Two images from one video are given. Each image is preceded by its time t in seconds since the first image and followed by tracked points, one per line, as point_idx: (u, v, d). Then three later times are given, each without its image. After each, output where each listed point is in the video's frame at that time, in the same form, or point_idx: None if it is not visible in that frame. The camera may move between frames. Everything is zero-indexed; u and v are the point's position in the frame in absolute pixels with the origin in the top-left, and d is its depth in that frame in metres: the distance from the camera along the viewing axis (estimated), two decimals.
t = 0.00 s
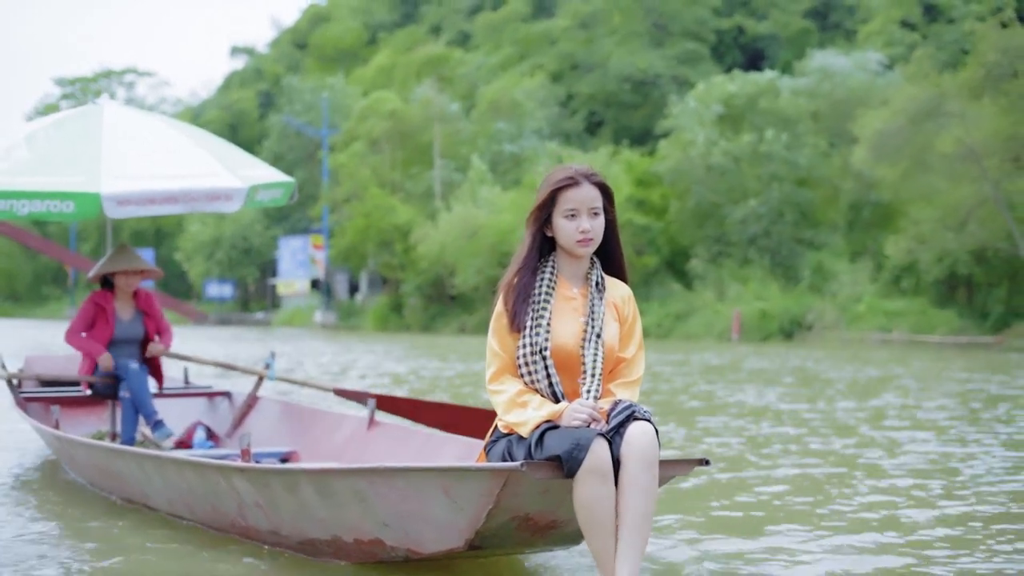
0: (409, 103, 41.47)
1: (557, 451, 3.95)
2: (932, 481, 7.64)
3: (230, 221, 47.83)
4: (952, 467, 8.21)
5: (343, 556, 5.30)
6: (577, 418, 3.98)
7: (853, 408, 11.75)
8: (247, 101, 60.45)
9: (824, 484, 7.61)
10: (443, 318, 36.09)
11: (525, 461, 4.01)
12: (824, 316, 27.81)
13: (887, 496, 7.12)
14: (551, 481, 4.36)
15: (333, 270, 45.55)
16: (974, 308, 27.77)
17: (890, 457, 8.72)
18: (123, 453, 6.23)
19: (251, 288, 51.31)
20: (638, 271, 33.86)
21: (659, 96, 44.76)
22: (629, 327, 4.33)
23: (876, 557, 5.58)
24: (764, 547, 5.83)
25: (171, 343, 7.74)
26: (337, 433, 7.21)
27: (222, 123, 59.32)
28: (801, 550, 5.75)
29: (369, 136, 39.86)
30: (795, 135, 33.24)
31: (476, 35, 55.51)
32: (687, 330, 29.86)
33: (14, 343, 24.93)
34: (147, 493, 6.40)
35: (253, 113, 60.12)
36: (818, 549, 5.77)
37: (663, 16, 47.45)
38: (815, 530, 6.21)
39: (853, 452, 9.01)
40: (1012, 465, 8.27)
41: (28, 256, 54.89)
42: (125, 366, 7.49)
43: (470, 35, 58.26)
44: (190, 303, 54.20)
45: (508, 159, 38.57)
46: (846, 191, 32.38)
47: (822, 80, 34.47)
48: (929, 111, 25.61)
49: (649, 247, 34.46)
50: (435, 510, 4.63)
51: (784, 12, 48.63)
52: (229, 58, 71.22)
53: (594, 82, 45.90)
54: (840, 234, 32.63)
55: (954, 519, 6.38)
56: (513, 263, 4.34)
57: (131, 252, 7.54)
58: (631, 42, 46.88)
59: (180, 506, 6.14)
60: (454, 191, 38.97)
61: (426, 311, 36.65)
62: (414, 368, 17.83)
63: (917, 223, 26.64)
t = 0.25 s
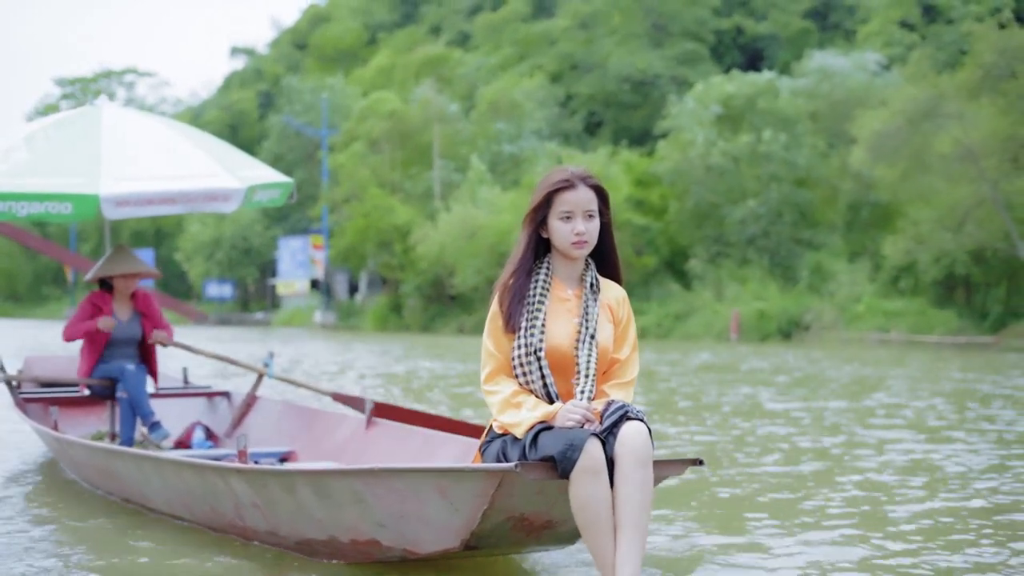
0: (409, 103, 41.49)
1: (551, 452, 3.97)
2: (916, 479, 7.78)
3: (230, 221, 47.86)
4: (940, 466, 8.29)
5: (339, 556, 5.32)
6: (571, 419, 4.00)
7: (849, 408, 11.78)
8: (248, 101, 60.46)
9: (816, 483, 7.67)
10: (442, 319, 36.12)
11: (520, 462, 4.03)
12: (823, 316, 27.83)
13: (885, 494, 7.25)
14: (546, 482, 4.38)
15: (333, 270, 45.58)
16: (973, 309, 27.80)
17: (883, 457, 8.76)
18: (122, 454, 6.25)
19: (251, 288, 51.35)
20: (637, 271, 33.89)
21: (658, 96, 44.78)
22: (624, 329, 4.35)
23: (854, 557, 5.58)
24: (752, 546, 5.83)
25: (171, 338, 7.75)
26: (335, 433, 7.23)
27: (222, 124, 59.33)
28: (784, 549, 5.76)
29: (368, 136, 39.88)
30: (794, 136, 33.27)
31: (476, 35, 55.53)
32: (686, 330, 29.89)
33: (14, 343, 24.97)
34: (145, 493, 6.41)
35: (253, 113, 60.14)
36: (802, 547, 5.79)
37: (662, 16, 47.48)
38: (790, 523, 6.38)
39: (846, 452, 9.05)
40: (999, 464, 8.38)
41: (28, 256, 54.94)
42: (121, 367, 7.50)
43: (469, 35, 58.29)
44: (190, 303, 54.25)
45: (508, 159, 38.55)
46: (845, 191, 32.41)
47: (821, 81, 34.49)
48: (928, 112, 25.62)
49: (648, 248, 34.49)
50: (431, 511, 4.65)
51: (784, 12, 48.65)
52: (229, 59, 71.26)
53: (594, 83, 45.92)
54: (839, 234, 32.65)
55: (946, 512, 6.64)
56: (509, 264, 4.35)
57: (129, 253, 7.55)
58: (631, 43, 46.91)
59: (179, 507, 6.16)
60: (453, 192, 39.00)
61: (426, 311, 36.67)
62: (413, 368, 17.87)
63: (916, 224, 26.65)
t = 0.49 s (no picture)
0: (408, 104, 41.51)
1: (545, 451, 4.00)
2: (907, 477, 7.80)
3: (230, 221, 47.89)
4: (931, 466, 8.27)
5: (336, 555, 5.33)
6: (564, 419, 4.03)
7: (846, 408, 11.80)
8: (248, 101, 60.50)
9: (804, 482, 7.69)
10: (441, 319, 36.14)
11: (514, 462, 4.06)
12: (821, 317, 27.86)
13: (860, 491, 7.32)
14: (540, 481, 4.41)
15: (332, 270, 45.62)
16: (971, 309, 27.83)
17: (875, 456, 8.77)
18: (120, 455, 6.26)
19: (251, 288, 51.40)
20: (636, 271, 33.90)
21: (657, 97, 44.81)
22: (617, 329, 4.38)
23: (822, 559, 5.50)
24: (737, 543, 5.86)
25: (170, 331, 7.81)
26: (334, 432, 7.25)
27: (222, 124, 59.36)
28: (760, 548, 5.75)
29: (367, 137, 39.90)
30: (793, 136, 33.29)
31: (475, 35, 55.55)
32: (684, 331, 29.92)
33: (14, 344, 25.01)
34: (143, 493, 6.43)
35: (253, 113, 60.17)
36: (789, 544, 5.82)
37: (661, 17, 47.51)
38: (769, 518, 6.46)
39: (842, 451, 9.05)
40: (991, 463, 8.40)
41: (28, 256, 54.99)
42: (120, 367, 7.53)
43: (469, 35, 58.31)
44: (190, 303, 54.30)
45: (507, 160, 38.58)
46: (844, 191, 32.44)
47: (820, 81, 34.51)
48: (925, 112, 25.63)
49: (646, 248, 34.51)
50: (427, 511, 4.67)
51: (783, 13, 48.66)
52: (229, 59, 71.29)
53: (593, 83, 45.95)
54: (838, 234, 32.66)
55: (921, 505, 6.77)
56: (503, 264, 4.37)
57: (126, 256, 7.55)
58: (630, 43, 46.92)
59: (177, 506, 6.17)
60: (452, 192, 39.03)
61: (425, 311, 36.70)
62: (412, 368, 17.94)
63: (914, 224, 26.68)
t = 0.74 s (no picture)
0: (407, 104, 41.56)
1: (539, 451, 4.03)
2: (901, 477, 7.83)
3: (230, 221, 47.93)
4: (923, 467, 8.29)
5: (333, 555, 5.35)
6: (558, 419, 4.05)
7: (842, 408, 11.81)
8: (248, 102, 60.54)
9: (794, 482, 7.70)
10: (440, 319, 36.17)
11: (508, 462, 4.09)
12: (819, 317, 27.90)
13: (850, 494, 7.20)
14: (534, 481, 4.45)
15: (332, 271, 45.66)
16: (970, 309, 27.86)
17: (870, 456, 8.78)
18: (118, 455, 6.28)
19: (251, 288, 51.45)
20: (635, 271, 33.94)
21: (656, 97, 44.85)
22: (611, 329, 4.40)
23: (812, 558, 5.56)
24: (720, 544, 5.88)
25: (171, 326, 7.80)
26: (333, 431, 7.28)
27: (222, 124, 59.40)
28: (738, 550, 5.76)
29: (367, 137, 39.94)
30: (791, 137, 33.34)
31: (475, 36, 55.57)
32: (683, 330, 29.95)
33: (14, 343, 25.05)
34: (141, 493, 6.46)
35: (253, 114, 60.21)
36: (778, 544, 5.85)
37: (661, 18, 47.57)
38: (753, 518, 6.49)
39: (838, 451, 9.06)
40: (987, 463, 8.41)
41: (28, 256, 55.04)
42: (118, 366, 7.53)
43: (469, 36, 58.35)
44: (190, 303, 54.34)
45: (507, 160, 38.61)
46: (842, 192, 32.48)
47: (818, 81, 34.55)
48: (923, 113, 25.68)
49: (645, 248, 34.54)
50: (422, 511, 4.70)
51: (782, 13, 48.70)
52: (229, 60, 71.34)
53: (592, 84, 45.99)
54: (836, 234, 32.69)
55: (909, 510, 6.69)
56: (497, 265, 4.40)
57: (124, 257, 7.54)
58: (629, 44, 46.97)
59: (175, 507, 6.19)
60: (452, 193, 39.07)
61: (424, 311, 36.73)
62: (411, 368, 17.98)
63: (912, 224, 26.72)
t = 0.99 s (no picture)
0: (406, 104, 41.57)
1: (534, 454, 4.05)
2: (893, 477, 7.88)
3: (230, 222, 47.95)
4: (914, 467, 8.33)
5: (330, 556, 5.37)
6: (553, 421, 4.07)
7: (836, 408, 11.85)
8: (248, 102, 60.54)
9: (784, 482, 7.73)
10: (440, 319, 36.20)
11: (503, 464, 4.12)
12: (818, 317, 27.94)
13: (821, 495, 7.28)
14: (529, 482, 4.48)
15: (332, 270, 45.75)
16: (968, 309, 27.89)
17: (863, 457, 8.82)
18: (116, 457, 6.31)
19: (251, 288, 51.49)
20: (634, 271, 33.96)
21: (656, 98, 44.88)
22: (605, 330, 4.43)
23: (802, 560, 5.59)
24: (702, 544, 5.94)
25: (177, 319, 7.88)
26: (331, 432, 7.30)
27: (222, 125, 59.41)
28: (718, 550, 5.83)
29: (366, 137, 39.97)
30: (790, 137, 33.37)
31: (475, 36, 55.61)
32: (682, 331, 29.98)
33: (13, 344, 25.08)
34: (139, 494, 6.48)
35: (253, 114, 60.22)
36: (762, 543, 5.93)
37: (660, 18, 47.60)
38: (735, 518, 6.59)
39: (832, 452, 9.09)
40: (980, 464, 8.45)
41: (28, 256, 55.09)
42: (118, 366, 7.54)
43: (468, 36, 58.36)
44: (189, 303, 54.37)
45: (506, 160, 38.62)
46: (840, 192, 32.50)
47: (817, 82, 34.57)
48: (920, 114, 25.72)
49: (644, 248, 34.58)
50: (419, 513, 4.72)
51: (781, 13, 48.70)
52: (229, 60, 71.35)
53: (591, 84, 46.01)
54: (834, 234, 32.72)
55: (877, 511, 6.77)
56: (493, 266, 4.42)
57: (124, 258, 7.56)
58: (628, 44, 46.99)
59: (174, 508, 6.21)
60: (451, 193, 39.10)
61: (424, 312, 36.76)
62: (410, 368, 18.00)
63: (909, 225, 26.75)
